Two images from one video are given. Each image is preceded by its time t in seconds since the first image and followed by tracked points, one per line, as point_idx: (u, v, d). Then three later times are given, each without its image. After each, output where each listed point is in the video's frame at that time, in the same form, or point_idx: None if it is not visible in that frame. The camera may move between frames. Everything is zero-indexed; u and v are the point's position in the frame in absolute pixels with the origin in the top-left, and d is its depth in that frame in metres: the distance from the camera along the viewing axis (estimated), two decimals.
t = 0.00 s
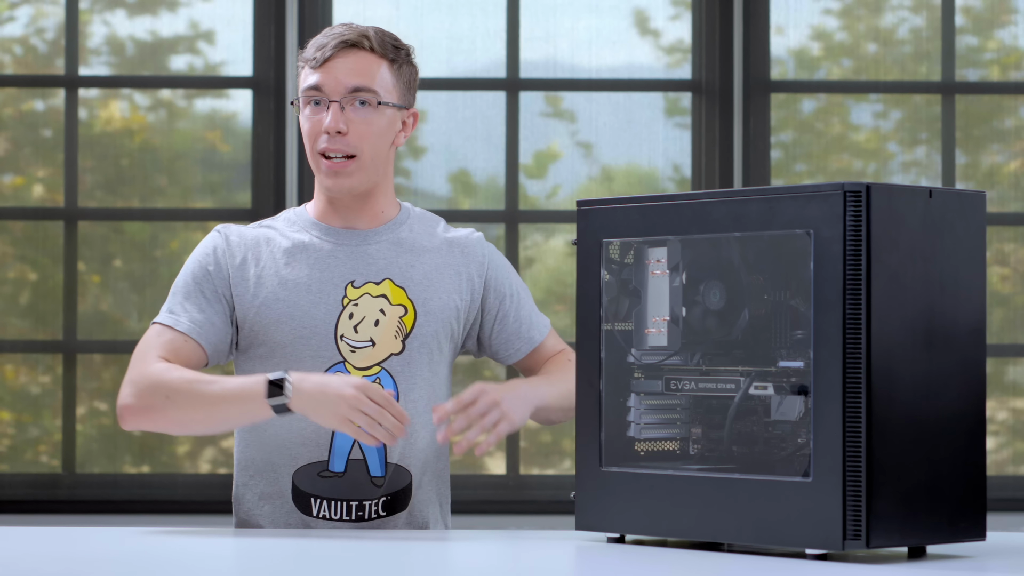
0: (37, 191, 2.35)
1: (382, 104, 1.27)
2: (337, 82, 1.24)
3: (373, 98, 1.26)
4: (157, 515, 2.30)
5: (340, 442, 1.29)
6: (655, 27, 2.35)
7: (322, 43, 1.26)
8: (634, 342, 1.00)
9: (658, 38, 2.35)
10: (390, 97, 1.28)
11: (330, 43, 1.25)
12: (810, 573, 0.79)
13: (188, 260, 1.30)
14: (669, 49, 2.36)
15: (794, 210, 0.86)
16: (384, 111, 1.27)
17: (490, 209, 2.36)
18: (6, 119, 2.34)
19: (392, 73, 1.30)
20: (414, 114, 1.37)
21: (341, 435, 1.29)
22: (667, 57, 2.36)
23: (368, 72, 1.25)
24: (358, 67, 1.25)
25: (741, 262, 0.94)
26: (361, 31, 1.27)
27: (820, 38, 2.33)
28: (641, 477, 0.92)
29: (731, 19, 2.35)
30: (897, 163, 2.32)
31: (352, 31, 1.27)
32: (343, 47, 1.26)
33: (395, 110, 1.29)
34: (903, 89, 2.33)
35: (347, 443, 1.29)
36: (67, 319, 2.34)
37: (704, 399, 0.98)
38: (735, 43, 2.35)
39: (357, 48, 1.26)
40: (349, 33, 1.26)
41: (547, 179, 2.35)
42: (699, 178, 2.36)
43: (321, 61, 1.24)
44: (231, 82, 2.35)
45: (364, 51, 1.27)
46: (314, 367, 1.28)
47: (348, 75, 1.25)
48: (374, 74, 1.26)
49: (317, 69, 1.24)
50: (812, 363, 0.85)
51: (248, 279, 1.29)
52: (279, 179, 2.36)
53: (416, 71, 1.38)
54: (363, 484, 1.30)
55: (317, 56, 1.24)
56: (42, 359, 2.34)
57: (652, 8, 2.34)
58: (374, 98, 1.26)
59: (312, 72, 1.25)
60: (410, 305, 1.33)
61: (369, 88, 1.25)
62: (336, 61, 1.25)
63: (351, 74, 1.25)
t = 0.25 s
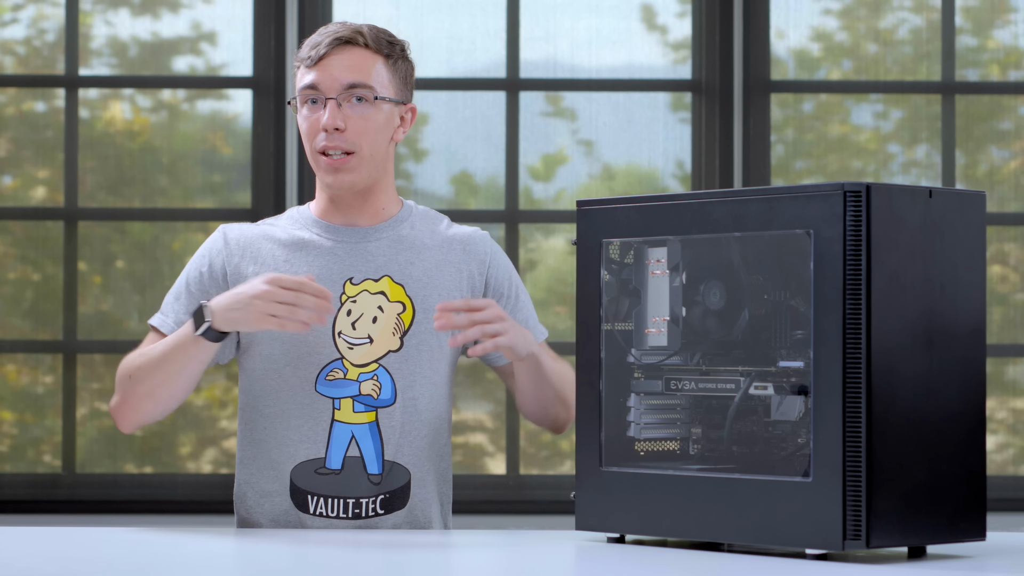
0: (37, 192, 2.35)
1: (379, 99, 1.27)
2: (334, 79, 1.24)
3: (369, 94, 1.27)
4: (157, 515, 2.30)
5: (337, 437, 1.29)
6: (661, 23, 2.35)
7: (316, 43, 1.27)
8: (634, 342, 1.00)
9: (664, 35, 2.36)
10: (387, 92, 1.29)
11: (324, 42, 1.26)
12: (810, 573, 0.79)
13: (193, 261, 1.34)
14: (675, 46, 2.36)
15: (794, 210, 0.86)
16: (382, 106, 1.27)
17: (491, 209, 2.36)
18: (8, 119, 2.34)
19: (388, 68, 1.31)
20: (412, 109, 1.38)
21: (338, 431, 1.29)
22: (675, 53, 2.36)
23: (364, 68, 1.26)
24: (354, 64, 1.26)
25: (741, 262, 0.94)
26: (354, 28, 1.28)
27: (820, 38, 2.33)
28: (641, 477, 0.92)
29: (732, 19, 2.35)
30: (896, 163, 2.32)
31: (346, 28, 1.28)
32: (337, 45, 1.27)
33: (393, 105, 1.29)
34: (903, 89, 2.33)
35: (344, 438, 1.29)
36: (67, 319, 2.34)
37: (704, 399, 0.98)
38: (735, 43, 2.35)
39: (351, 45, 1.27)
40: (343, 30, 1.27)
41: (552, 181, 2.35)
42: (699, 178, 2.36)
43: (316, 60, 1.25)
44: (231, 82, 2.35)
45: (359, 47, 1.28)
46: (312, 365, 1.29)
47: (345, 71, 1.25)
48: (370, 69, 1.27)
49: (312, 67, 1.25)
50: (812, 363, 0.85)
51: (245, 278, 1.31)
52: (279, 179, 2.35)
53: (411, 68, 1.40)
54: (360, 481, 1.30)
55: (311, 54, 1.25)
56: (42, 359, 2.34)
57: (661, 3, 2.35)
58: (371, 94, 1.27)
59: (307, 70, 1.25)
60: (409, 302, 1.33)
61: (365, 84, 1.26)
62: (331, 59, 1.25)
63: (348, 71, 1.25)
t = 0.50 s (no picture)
0: (37, 192, 2.35)
1: (377, 105, 1.27)
2: (330, 87, 1.24)
3: (367, 101, 1.26)
4: (157, 515, 2.30)
5: (336, 442, 1.29)
6: (661, 21, 2.35)
7: (310, 49, 1.26)
8: (635, 342, 0.99)
9: (664, 34, 2.36)
10: (384, 97, 1.29)
11: (320, 48, 1.25)
12: (810, 573, 0.79)
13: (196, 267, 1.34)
14: (676, 45, 2.36)
15: (794, 210, 0.86)
16: (379, 112, 1.27)
17: (491, 209, 2.36)
18: (10, 119, 2.34)
19: (384, 72, 1.30)
20: (410, 110, 1.38)
21: (336, 435, 1.29)
22: (674, 53, 2.36)
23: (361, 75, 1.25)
24: (350, 71, 1.25)
25: (740, 262, 0.94)
26: (349, 34, 1.27)
27: (820, 39, 2.33)
28: (641, 477, 0.92)
29: (731, 19, 2.35)
30: (896, 164, 2.32)
31: (340, 34, 1.27)
32: (333, 51, 1.25)
33: (391, 110, 1.29)
34: (903, 89, 2.33)
35: (343, 443, 1.29)
36: (67, 319, 2.34)
37: (704, 399, 0.98)
38: (735, 44, 2.35)
39: (347, 52, 1.26)
40: (337, 36, 1.26)
41: (557, 184, 2.35)
42: (699, 178, 2.36)
43: (311, 68, 1.24)
44: (231, 82, 2.35)
45: (354, 53, 1.27)
46: (311, 369, 1.29)
47: (342, 79, 1.25)
48: (367, 76, 1.26)
49: (308, 76, 1.24)
50: (813, 363, 0.85)
51: (245, 284, 1.31)
52: (279, 179, 2.35)
53: (406, 68, 1.39)
54: (358, 485, 1.30)
55: (307, 63, 1.24)
56: (41, 359, 2.34)
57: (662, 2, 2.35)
58: (368, 101, 1.26)
59: (303, 79, 1.24)
60: (408, 306, 1.33)
61: (362, 92, 1.26)
62: (327, 66, 1.24)
63: (345, 78, 1.25)
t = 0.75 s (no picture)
0: (36, 192, 2.35)
1: (375, 105, 1.27)
2: (329, 87, 1.24)
3: (365, 101, 1.26)
4: (157, 515, 2.30)
5: (336, 444, 1.29)
6: (657, 24, 2.35)
7: (309, 50, 1.26)
8: (635, 342, 0.99)
9: (661, 36, 2.36)
10: (383, 97, 1.29)
11: (318, 49, 1.26)
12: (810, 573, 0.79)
13: (195, 269, 1.34)
14: (671, 47, 2.36)
15: (794, 210, 0.86)
16: (378, 112, 1.27)
17: (491, 209, 2.36)
18: (11, 119, 2.34)
19: (383, 73, 1.30)
20: (408, 110, 1.38)
21: (337, 436, 1.29)
22: (670, 55, 2.36)
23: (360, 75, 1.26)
24: (349, 71, 1.25)
25: (741, 262, 0.94)
26: (346, 34, 1.28)
27: (820, 39, 2.33)
28: (641, 477, 0.93)
29: (731, 19, 2.35)
30: (896, 164, 2.32)
31: (338, 35, 1.27)
32: (331, 52, 1.26)
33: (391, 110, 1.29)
34: (903, 89, 2.33)
35: (343, 443, 1.29)
36: (67, 319, 2.34)
37: (704, 399, 0.98)
38: (735, 44, 2.35)
39: (345, 52, 1.27)
40: (336, 37, 1.26)
41: (560, 184, 2.35)
42: (699, 178, 2.36)
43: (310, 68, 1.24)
44: (231, 82, 2.35)
45: (353, 54, 1.27)
46: (311, 370, 1.29)
47: (340, 79, 1.25)
48: (365, 76, 1.26)
49: (306, 76, 1.24)
50: (813, 363, 0.85)
51: (244, 285, 1.31)
52: (279, 179, 2.35)
53: (405, 70, 1.39)
54: (358, 486, 1.30)
55: (305, 63, 1.24)
56: (42, 359, 2.34)
57: (655, 6, 2.34)
58: (367, 101, 1.26)
59: (301, 79, 1.24)
60: (408, 307, 1.33)
61: (361, 92, 1.26)
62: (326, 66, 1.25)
63: (342, 79, 1.25)
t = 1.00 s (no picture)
0: (36, 192, 2.35)
1: (395, 95, 1.28)
2: (355, 69, 1.25)
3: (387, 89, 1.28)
4: (157, 515, 2.30)
5: (334, 437, 1.29)
6: (651, 27, 2.35)
7: (338, 33, 1.28)
8: (635, 342, 1.00)
9: (655, 40, 2.35)
10: (403, 90, 1.30)
11: (349, 32, 1.28)
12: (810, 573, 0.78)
13: (190, 263, 1.34)
14: (665, 51, 2.36)
15: (794, 210, 0.86)
16: (396, 102, 1.28)
17: (491, 209, 2.36)
18: (12, 119, 2.34)
19: (404, 68, 1.32)
20: (417, 115, 1.39)
21: (334, 428, 1.29)
22: (665, 58, 2.36)
23: (385, 62, 1.27)
24: (376, 56, 1.27)
25: (740, 262, 0.94)
26: (378, 25, 1.31)
27: (819, 39, 2.34)
28: (640, 477, 0.92)
29: (731, 19, 2.35)
30: (895, 164, 2.32)
31: (371, 24, 1.30)
32: (361, 36, 1.28)
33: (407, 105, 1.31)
34: (903, 88, 2.33)
35: (341, 436, 1.29)
36: (67, 319, 2.34)
37: (704, 399, 0.98)
38: (735, 44, 2.35)
39: (375, 39, 1.29)
40: (368, 23, 1.29)
41: (561, 184, 2.35)
42: (699, 178, 2.36)
43: (340, 48, 1.26)
44: (231, 82, 2.35)
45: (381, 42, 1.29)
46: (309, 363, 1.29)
47: (366, 63, 1.26)
48: (391, 65, 1.28)
49: (336, 54, 1.26)
50: (812, 363, 0.85)
51: (242, 279, 1.31)
52: (278, 179, 2.35)
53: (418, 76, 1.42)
54: (357, 479, 1.30)
55: (337, 42, 1.26)
56: (41, 359, 2.34)
57: (650, 9, 2.34)
58: (389, 88, 1.28)
59: (330, 57, 1.26)
60: (405, 299, 1.33)
61: (384, 78, 1.27)
62: (355, 48, 1.27)
63: (369, 63, 1.26)
